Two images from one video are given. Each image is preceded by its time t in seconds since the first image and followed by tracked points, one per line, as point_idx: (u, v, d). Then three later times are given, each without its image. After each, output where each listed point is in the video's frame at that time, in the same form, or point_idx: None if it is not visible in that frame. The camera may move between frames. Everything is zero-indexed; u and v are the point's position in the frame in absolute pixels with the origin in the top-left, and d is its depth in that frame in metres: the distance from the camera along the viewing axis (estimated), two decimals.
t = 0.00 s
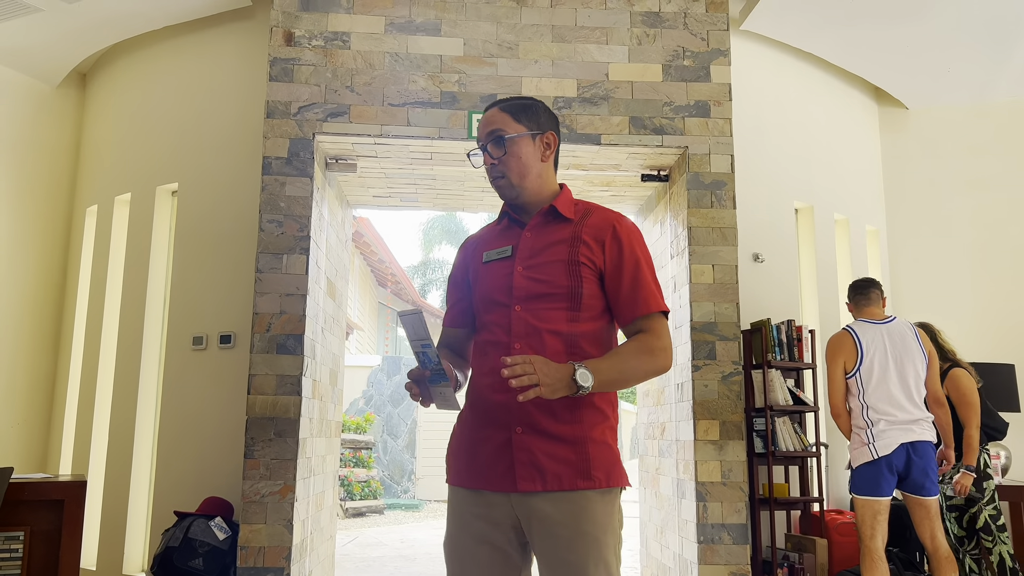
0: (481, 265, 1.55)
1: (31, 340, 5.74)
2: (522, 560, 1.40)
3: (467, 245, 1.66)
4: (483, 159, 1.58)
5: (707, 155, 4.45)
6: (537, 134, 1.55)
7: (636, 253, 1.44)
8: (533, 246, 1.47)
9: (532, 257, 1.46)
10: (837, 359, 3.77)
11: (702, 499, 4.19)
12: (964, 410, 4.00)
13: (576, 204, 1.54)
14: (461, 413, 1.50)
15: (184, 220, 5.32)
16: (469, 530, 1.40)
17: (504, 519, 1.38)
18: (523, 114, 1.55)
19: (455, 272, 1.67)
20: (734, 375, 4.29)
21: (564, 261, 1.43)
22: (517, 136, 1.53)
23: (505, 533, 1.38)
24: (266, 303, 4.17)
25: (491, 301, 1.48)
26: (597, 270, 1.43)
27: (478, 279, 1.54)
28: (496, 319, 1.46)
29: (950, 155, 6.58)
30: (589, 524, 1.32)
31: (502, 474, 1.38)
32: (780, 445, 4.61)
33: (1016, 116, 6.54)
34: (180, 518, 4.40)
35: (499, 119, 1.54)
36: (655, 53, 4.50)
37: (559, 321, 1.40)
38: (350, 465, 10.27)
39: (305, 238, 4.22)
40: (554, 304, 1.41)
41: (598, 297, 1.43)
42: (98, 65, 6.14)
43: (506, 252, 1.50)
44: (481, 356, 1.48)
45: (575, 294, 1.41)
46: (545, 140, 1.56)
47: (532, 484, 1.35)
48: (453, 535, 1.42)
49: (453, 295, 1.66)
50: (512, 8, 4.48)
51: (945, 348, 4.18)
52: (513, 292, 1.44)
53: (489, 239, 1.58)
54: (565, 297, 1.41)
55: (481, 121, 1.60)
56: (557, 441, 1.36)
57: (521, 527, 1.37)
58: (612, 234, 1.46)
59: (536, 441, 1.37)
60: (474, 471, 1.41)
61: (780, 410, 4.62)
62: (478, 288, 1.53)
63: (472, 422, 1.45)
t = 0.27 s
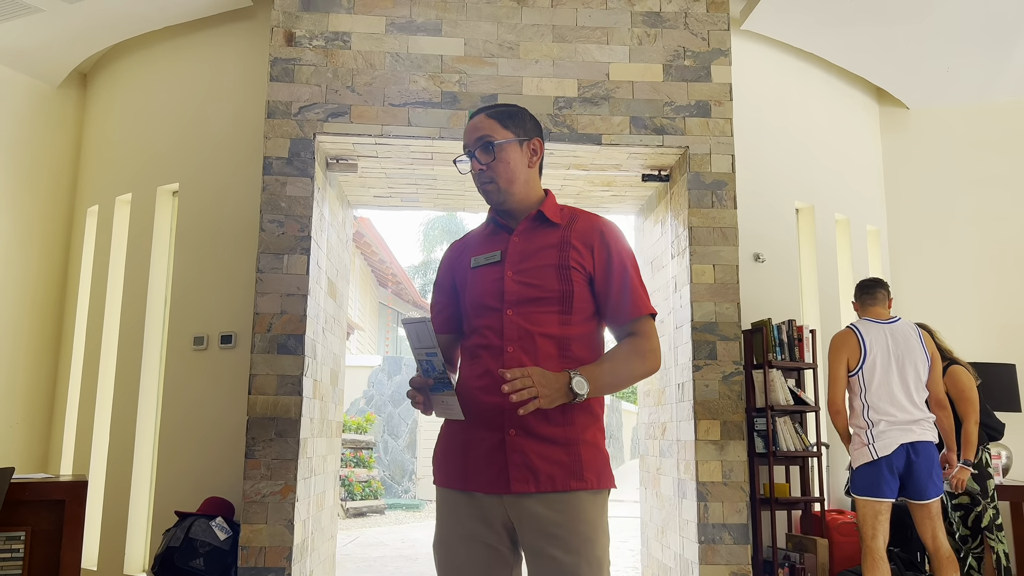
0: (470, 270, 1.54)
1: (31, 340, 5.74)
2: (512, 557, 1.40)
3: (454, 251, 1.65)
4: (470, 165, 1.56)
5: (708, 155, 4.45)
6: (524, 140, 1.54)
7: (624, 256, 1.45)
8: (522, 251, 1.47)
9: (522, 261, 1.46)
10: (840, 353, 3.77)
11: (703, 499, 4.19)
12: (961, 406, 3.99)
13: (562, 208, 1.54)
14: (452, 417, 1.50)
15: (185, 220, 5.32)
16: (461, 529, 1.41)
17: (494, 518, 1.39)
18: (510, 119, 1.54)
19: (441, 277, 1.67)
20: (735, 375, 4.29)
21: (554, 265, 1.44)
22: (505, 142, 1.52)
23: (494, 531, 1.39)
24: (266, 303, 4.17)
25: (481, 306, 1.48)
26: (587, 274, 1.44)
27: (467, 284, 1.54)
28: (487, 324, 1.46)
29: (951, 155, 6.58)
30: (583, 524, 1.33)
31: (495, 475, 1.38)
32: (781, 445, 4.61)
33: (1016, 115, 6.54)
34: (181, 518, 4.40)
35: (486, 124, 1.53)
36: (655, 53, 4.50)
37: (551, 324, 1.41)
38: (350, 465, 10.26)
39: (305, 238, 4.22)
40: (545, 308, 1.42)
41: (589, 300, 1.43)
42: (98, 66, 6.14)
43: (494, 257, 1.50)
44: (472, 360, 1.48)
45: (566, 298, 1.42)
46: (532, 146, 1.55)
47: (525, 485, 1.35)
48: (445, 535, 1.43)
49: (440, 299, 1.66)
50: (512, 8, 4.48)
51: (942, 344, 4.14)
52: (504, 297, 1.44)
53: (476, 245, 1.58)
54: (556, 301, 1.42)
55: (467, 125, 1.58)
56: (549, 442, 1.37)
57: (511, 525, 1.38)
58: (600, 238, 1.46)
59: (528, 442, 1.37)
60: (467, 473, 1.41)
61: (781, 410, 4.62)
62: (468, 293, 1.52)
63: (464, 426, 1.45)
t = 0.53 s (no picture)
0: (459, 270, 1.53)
1: (30, 340, 5.74)
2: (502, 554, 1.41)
3: (441, 250, 1.64)
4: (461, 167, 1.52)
5: (707, 153, 4.45)
6: (516, 143, 1.50)
7: (612, 259, 1.46)
8: (512, 252, 1.46)
9: (512, 262, 1.45)
10: (841, 349, 3.77)
11: (702, 497, 4.19)
12: (960, 404, 4.00)
13: (550, 210, 1.53)
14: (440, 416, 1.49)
15: (183, 219, 5.31)
16: (452, 528, 1.41)
17: (484, 517, 1.39)
18: (501, 123, 1.50)
19: (425, 276, 1.65)
20: (734, 373, 4.30)
21: (545, 267, 1.43)
22: (498, 146, 1.48)
23: (484, 529, 1.39)
24: (266, 302, 4.17)
25: (471, 306, 1.47)
26: (576, 276, 1.44)
27: (456, 285, 1.53)
28: (478, 324, 1.46)
29: (949, 154, 6.59)
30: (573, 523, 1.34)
31: (486, 474, 1.38)
32: (780, 443, 4.63)
33: (1014, 113, 6.55)
34: (180, 517, 4.40)
35: (478, 127, 1.49)
36: (654, 52, 4.50)
37: (541, 325, 1.41)
38: (350, 464, 10.25)
39: (305, 238, 4.22)
40: (536, 309, 1.42)
41: (578, 301, 1.44)
42: (97, 65, 6.14)
43: (484, 257, 1.48)
44: (461, 359, 1.48)
45: (556, 299, 1.42)
46: (523, 148, 1.52)
47: (515, 484, 1.35)
48: (435, 534, 1.43)
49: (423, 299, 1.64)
50: (511, 7, 4.48)
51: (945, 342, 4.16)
52: (495, 298, 1.44)
53: (464, 245, 1.57)
54: (547, 303, 1.42)
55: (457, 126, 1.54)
56: (540, 441, 1.37)
57: (501, 523, 1.39)
58: (589, 241, 1.47)
59: (519, 442, 1.37)
60: (457, 472, 1.41)
61: (780, 408, 4.63)
62: (457, 294, 1.51)
63: (454, 425, 1.45)
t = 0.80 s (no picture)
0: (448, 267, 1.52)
1: (27, 338, 5.73)
2: (491, 553, 1.41)
3: (429, 247, 1.62)
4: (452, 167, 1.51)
5: (704, 150, 4.45)
6: (507, 143, 1.49)
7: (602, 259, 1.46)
8: (503, 250, 1.46)
9: (503, 260, 1.45)
10: (840, 346, 3.75)
11: (700, 494, 4.19)
12: (959, 400, 4.00)
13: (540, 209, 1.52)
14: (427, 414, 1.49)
15: (180, 217, 5.30)
16: (440, 525, 1.42)
17: (472, 515, 1.40)
18: (493, 123, 1.49)
19: (416, 272, 1.60)
20: (731, 370, 4.30)
21: (534, 265, 1.43)
22: (495, 145, 1.48)
23: (472, 527, 1.40)
24: (263, 300, 4.16)
25: (459, 303, 1.46)
26: (566, 275, 1.44)
27: (445, 282, 1.52)
28: (466, 321, 1.45)
29: (946, 151, 6.59)
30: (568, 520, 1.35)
31: (474, 471, 1.40)
32: (777, 440, 4.64)
33: (1011, 110, 6.56)
34: (178, 516, 4.41)
35: (470, 126, 1.48)
36: (651, 49, 4.50)
37: (531, 323, 1.41)
38: (348, 462, 10.25)
39: (301, 235, 4.22)
40: (525, 307, 1.41)
41: (568, 300, 1.43)
42: (92, 63, 6.13)
43: (475, 255, 1.48)
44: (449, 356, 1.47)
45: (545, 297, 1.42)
46: (515, 148, 1.51)
47: (503, 480, 1.37)
48: (424, 532, 1.44)
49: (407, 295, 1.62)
50: (508, 4, 4.47)
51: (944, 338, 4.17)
52: (484, 295, 1.43)
53: (452, 242, 1.55)
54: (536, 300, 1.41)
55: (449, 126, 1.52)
56: (528, 438, 1.39)
57: (489, 520, 1.40)
58: (580, 240, 1.47)
59: (507, 439, 1.39)
60: (444, 468, 1.43)
61: (777, 405, 4.65)
62: (445, 291, 1.50)
63: (442, 423, 1.45)
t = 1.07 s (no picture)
0: (436, 262, 1.47)
1: (22, 333, 5.71)
2: (482, 544, 1.38)
3: (414, 241, 1.56)
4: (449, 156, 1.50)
5: (700, 144, 4.45)
6: (507, 136, 1.49)
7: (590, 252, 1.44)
8: (493, 243, 1.42)
9: (493, 253, 1.41)
10: (837, 340, 3.76)
11: (696, 488, 4.20)
12: (954, 394, 4.02)
13: (529, 204, 1.50)
14: (416, 406, 1.45)
15: (175, 212, 5.29)
16: (431, 518, 1.38)
17: (463, 507, 1.37)
18: (494, 114, 1.49)
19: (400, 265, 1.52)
20: (728, 364, 4.31)
21: (524, 258, 1.40)
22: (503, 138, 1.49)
23: (464, 518, 1.37)
24: (259, 295, 4.16)
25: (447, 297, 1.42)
26: (556, 267, 1.41)
27: (432, 277, 1.47)
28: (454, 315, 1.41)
29: (942, 145, 6.60)
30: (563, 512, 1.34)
31: (464, 463, 1.37)
32: (773, 434, 4.65)
33: (1006, 105, 6.58)
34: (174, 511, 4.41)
35: (472, 116, 1.48)
36: (647, 43, 4.49)
37: (519, 317, 1.38)
38: (344, 457, 10.24)
39: (297, 230, 4.21)
40: (515, 300, 1.38)
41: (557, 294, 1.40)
42: (86, 57, 6.11)
43: (464, 248, 1.44)
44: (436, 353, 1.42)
45: (535, 289, 1.39)
46: (512, 144, 1.49)
47: (495, 472, 1.35)
48: (413, 525, 1.40)
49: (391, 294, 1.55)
50: None
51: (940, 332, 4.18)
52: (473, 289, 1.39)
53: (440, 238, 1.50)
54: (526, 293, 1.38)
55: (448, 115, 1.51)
56: (520, 430, 1.37)
57: (481, 512, 1.37)
58: (569, 233, 1.45)
59: (499, 431, 1.37)
60: (435, 460, 1.38)
61: (773, 399, 4.65)
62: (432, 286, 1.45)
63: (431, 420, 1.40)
